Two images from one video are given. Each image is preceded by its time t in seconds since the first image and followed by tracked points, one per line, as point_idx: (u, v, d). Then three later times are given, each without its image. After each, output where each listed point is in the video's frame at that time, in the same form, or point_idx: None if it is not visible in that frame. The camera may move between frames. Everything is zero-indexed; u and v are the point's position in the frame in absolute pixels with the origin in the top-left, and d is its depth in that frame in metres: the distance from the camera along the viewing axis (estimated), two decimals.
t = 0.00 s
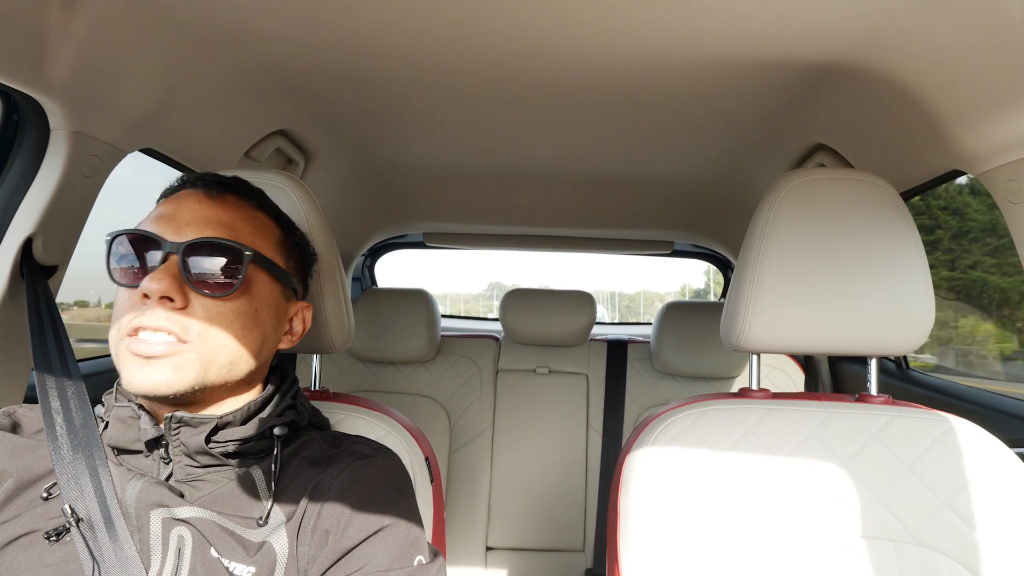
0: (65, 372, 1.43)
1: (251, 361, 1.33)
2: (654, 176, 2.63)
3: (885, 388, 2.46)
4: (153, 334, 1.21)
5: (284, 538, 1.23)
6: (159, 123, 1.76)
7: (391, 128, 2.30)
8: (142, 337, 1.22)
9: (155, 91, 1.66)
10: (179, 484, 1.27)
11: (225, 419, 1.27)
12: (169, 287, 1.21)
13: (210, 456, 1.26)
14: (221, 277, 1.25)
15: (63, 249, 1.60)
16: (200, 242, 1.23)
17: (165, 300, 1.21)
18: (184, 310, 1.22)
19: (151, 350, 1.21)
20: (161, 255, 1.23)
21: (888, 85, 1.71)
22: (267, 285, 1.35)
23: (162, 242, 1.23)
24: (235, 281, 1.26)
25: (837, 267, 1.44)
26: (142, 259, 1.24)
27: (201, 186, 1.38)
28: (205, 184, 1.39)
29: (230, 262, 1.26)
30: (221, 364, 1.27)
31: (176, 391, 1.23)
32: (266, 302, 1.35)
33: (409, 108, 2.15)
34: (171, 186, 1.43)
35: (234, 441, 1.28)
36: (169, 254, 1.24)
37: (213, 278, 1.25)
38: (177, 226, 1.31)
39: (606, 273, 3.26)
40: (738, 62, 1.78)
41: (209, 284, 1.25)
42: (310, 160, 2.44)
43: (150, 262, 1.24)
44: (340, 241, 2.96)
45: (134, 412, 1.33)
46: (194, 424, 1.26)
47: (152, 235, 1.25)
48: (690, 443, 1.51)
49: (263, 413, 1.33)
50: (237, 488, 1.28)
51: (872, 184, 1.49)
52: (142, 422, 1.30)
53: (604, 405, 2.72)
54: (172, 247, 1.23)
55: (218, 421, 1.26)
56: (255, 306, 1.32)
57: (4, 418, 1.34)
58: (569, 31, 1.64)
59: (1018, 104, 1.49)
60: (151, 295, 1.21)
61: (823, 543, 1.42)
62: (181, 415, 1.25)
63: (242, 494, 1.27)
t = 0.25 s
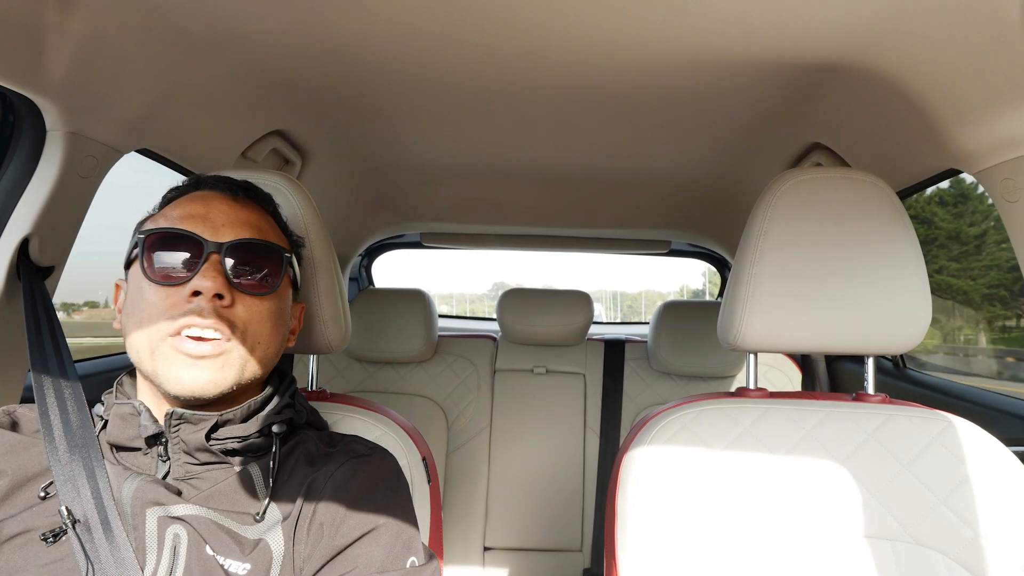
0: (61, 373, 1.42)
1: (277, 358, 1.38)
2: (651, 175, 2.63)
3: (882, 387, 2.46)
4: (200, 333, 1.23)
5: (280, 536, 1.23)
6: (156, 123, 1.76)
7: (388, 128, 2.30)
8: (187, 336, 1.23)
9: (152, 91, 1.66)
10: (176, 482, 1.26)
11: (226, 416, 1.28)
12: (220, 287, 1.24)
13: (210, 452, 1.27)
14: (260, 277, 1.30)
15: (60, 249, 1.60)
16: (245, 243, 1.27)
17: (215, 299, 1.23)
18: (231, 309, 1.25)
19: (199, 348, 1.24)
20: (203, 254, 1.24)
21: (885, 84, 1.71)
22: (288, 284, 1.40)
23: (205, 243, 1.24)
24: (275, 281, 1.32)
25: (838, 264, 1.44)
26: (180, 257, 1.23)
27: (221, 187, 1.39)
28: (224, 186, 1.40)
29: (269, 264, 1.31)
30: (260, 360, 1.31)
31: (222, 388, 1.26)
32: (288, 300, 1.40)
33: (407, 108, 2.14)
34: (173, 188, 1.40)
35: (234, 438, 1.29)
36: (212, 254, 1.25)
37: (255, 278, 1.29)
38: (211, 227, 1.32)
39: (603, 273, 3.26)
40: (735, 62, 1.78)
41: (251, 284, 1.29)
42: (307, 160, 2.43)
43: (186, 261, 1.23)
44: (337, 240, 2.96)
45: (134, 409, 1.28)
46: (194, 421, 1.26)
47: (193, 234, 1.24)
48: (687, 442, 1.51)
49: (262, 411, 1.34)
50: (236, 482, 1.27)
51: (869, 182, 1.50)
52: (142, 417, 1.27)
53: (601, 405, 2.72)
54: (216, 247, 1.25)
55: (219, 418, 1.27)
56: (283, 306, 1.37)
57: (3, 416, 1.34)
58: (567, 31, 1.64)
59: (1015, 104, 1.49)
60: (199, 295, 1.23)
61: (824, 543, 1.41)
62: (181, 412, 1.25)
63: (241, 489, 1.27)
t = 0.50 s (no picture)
0: (60, 373, 1.42)
1: (275, 358, 1.37)
2: (650, 174, 2.63)
3: (881, 385, 2.46)
4: (194, 335, 1.23)
5: (279, 538, 1.22)
6: (155, 123, 1.75)
7: (386, 127, 2.30)
8: (181, 338, 1.23)
9: (151, 91, 1.66)
10: (177, 483, 1.26)
11: (226, 417, 1.27)
12: (212, 290, 1.23)
13: (211, 453, 1.26)
14: (254, 280, 1.29)
15: (59, 249, 1.60)
16: (238, 247, 1.26)
17: (208, 303, 1.23)
18: (224, 312, 1.25)
19: (193, 350, 1.23)
20: (196, 257, 1.23)
21: (885, 83, 1.71)
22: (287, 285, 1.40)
23: (198, 245, 1.23)
24: (269, 283, 1.30)
25: (836, 266, 1.44)
26: (175, 260, 1.23)
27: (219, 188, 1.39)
28: (222, 187, 1.39)
29: (263, 266, 1.30)
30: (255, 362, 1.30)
31: (217, 389, 1.26)
32: (286, 301, 1.39)
33: (405, 107, 2.14)
34: (176, 186, 1.40)
35: (236, 439, 1.28)
36: (205, 256, 1.24)
37: (249, 280, 1.28)
38: (207, 229, 1.31)
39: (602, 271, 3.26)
40: (734, 60, 1.78)
41: (245, 286, 1.28)
42: (306, 159, 2.43)
43: (185, 262, 1.23)
44: (336, 239, 2.96)
45: (135, 410, 1.27)
46: (195, 421, 1.25)
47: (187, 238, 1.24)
48: (687, 440, 1.51)
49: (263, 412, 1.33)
50: (236, 485, 1.27)
51: (868, 181, 1.50)
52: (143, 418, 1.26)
53: (600, 404, 2.72)
54: (209, 250, 1.24)
55: (220, 419, 1.26)
56: (280, 307, 1.36)
57: (4, 414, 1.34)
58: (567, 30, 1.64)
59: (1013, 103, 1.50)
60: (192, 298, 1.22)
61: (816, 540, 1.42)
62: (182, 413, 1.24)
63: (242, 491, 1.27)
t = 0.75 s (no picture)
0: (61, 373, 1.43)
1: (262, 351, 1.36)
2: (652, 173, 2.63)
3: (884, 385, 2.46)
4: (175, 334, 1.23)
5: (278, 534, 1.22)
6: (157, 122, 1.76)
7: (388, 126, 2.30)
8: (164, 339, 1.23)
9: (153, 91, 1.66)
10: (174, 481, 1.26)
11: (223, 414, 1.26)
12: (189, 285, 1.23)
13: (208, 451, 1.26)
14: (231, 272, 1.28)
15: (61, 249, 1.60)
16: (213, 238, 1.26)
17: (185, 299, 1.22)
18: (203, 306, 1.24)
19: (176, 349, 1.23)
20: (171, 254, 1.24)
21: (887, 83, 1.71)
22: (269, 276, 1.38)
23: (172, 241, 1.24)
24: (249, 274, 1.29)
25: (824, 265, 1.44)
26: (150, 258, 1.23)
27: (194, 185, 1.39)
28: (195, 182, 1.39)
29: (242, 257, 1.29)
30: (240, 356, 1.29)
31: (205, 387, 1.26)
32: (270, 293, 1.38)
33: (407, 106, 2.14)
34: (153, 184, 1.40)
35: (232, 436, 1.27)
36: (181, 251, 1.24)
37: (226, 272, 1.27)
38: (179, 226, 1.31)
39: (604, 271, 3.25)
40: (736, 60, 1.77)
41: (223, 279, 1.27)
42: (308, 158, 2.43)
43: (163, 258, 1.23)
44: (338, 239, 2.96)
45: (132, 409, 1.29)
46: (191, 419, 1.25)
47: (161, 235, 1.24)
48: (687, 440, 1.51)
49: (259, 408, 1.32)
50: (233, 482, 1.26)
51: (870, 181, 1.50)
52: (138, 417, 1.27)
53: (602, 404, 2.72)
54: (184, 245, 1.24)
55: (216, 416, 1.26)
56: (263, 299, 1.35)
57: (2, 415, 1.34)
58: (568, 29, 1.64)
59: (1016, 102, 1.49)
60: (170, 295, 1.22)
61: (825, 542, 1.41)
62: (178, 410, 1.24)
63: (239, 487, 1.26)
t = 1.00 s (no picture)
0: (60, 370, 1.43)
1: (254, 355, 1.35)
2: (653, 173, 2.63)
3: (885, 385, 2.45)
4: (162, 340, 1.22)
5: (277, 537, 1.22)
6: (158, 122, 1.76)
7: (389, 126, 2.30)
8: (152, 345, 1.22)
9: (154, 91, 1.66)
10: (173, 483, 1.26)
11: (219, 416, 1.27)
12: (175, 291, 1.22)
13: (205, 453, 1.26)
14: (219, 275, 1.26)
15: (63, 248, 1.60)
16: (199, 243, 1.24)
17: (171, 304, 1.21)
18: (191, 312, 1.23)
19: (163, 356, 1.22)
20: (158, 259, 1.22)
21: (889, 82, 1.71)
22: (260, 277, 1.37)
23: (159, 246, 1.22)
24: (238, 278, 1.28)
25: (826, 269, 1.44)
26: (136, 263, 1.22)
27: (185, 186, 1.37)
28: (186, 183, 1.37)
29: (229, 260, 1.27)
30: (229, 361, 1.28)
31: (194, 394, 1.25)
32: (261, 295, 1.37)
33: (409, 106, 2.14)
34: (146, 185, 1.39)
35: (229, 438, 1.27)
36: (167, 256, 1.23)
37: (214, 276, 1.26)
38: (168, 229, 1.29)
39: (605, 270, 3.25)
40: (738, 59, 1.77)
41: (211, 283, 1.25)
42: (309, 157, 2.43)
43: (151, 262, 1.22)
44: (339, 238, 2.96)
45: (128, 412, 1.29)
46: (188, 421, 1.25)
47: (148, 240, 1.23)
48: (689, 438, 1.51)
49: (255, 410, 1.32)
50: (231, 484, 1.27)
51: (872, 181, 1.49)
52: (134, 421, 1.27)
53: (603, 404, 2.72)
54: (170, 250, 1.22)
55: (212, 418, 1.26)
56: (254, 302, 1.34)
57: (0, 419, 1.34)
58: (570, 29, 1.64)
59: (1018, 102, 1.49)
60: (157, 301, 1.21)
61: (823, 542, 1.41)
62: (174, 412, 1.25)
63: (236, 489, 1.27)
